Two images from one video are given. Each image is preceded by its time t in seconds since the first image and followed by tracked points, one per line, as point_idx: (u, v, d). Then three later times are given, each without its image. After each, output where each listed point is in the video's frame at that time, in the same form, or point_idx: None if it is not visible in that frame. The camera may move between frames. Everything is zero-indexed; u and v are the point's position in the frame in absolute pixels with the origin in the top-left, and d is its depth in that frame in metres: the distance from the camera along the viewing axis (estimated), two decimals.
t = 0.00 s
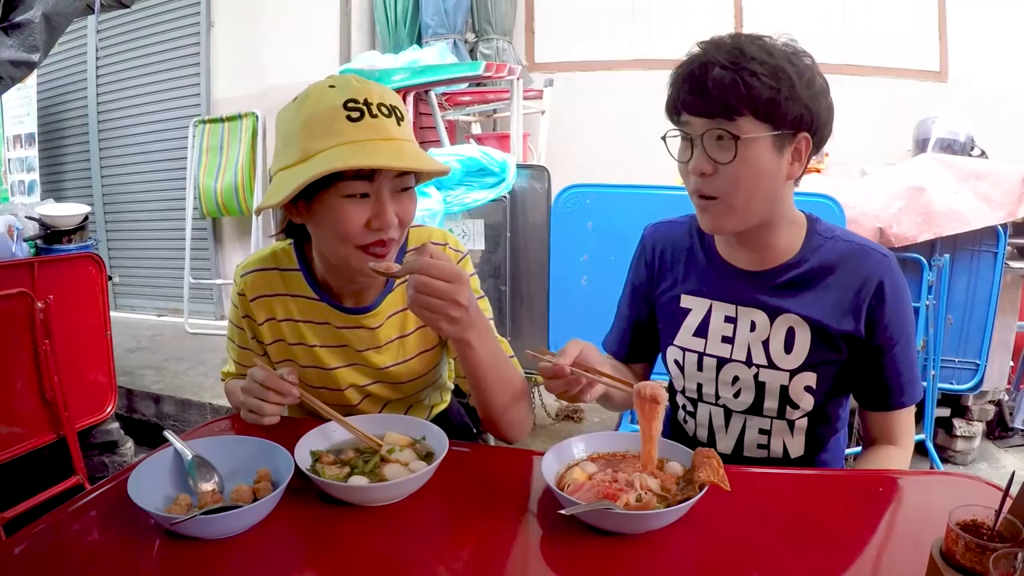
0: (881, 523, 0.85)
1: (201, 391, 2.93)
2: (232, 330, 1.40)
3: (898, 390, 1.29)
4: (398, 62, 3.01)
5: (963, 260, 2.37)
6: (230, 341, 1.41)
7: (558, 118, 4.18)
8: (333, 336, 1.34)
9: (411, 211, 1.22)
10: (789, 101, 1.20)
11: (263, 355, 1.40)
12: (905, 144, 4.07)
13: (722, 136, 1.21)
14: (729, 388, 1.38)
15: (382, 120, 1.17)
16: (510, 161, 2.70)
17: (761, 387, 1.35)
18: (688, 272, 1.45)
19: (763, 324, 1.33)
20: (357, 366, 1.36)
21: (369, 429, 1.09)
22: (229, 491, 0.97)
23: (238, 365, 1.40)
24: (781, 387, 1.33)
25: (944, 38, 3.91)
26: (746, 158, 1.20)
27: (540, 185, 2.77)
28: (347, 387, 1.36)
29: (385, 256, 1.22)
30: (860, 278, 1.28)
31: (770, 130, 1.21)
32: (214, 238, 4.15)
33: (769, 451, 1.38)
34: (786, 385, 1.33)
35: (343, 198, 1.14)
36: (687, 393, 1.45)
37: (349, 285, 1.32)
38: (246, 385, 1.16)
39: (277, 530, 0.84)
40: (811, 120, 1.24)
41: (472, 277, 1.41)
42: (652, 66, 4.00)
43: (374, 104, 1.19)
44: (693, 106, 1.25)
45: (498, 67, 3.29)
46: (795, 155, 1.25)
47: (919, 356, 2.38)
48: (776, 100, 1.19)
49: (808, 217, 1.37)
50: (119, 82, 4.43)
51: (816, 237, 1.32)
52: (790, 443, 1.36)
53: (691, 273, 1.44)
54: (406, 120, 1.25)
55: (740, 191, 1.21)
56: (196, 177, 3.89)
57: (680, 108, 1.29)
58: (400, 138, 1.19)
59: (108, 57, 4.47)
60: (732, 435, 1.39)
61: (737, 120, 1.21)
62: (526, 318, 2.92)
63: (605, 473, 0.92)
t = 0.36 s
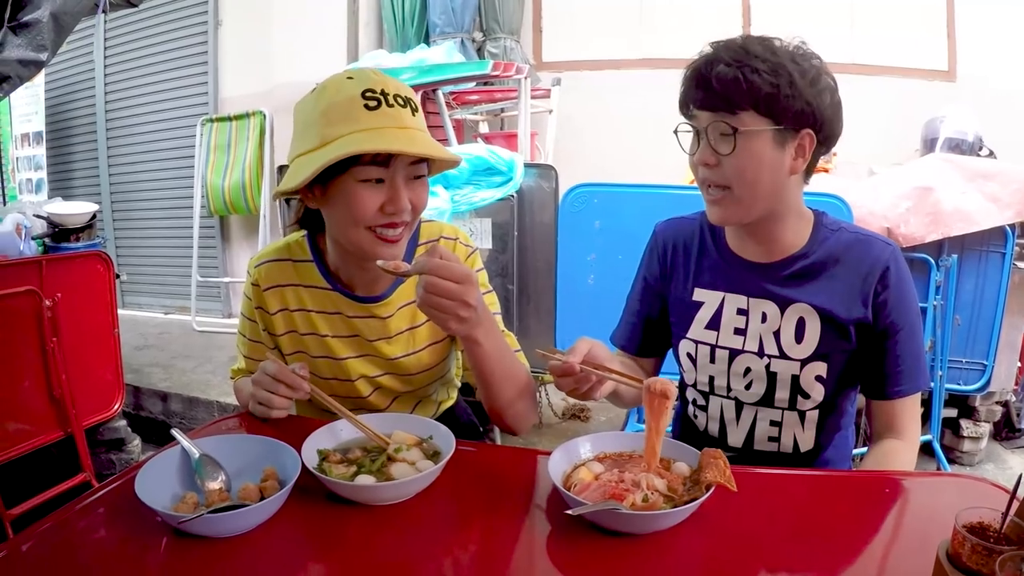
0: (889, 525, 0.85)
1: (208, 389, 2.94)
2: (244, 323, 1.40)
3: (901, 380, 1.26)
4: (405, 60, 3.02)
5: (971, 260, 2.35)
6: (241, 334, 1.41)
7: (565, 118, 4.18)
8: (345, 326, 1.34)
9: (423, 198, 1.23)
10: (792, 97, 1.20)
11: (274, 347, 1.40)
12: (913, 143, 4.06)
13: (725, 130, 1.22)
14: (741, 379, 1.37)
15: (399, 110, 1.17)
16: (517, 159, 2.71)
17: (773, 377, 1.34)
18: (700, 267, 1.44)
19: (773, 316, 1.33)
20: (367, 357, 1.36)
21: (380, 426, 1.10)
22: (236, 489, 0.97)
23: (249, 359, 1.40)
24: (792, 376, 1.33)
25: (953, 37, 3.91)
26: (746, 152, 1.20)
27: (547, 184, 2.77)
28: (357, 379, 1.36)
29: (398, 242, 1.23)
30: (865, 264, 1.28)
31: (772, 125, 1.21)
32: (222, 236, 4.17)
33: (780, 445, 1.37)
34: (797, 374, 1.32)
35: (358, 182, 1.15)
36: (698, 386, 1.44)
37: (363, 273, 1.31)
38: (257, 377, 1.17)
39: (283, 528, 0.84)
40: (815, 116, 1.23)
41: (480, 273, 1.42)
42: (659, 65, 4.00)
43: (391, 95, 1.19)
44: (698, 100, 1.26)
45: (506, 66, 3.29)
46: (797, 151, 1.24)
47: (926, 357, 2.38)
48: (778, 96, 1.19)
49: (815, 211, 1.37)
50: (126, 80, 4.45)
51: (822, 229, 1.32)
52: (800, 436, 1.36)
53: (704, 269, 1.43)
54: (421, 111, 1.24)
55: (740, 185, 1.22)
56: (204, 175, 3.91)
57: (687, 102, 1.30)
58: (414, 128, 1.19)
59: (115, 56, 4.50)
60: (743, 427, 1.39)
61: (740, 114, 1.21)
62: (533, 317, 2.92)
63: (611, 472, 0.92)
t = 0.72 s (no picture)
0: (893, 518, 0.85)
1: (215, 382, 2.96)
2: (256, 315, 1.41)
3: (907, 370, 1.26)
4: (411, 54, 3.02)
5: (977, 255, 2.35)
6: (253, 327, 1.42)
7: (572, 112, 4.19)
8: (357, 315, 1.35)
9: (431, 173, 1.24)
10: (797, 93, 1.19)
11: (285, 339, 1.41)
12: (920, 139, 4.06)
13: (731, 126, 1.22)
14: (748, 370, 1.37)
15: (401, 90, 1.18)
16: (524, 153, 2.72)
17: (779, 367, 1.34)
18: (711, 258, 1.45)
19: (781, 307, 1.33)
20: (378, 347, 1.37)
21: (389, 418, 1.10)
22: (246, 481, 0.98)
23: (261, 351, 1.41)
24: (798, 366, 1.33)
25: (961, 32, 3.90)
26: (752, 149, 1.20)
27: (554, 177, 2.78)
28: (368, 368, 1.36)
29: (410, 218, 1.24)
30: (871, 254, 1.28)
31: (777, 121, 1.21)
32: (228, 230, 4.19)
33: (785, 436, 1.38)
34: (803, 364, 1.32)
35: (369, 159, 1.18)
36: (705, 375, 1.44)
37: (376, 265, 1.32)
38: (268, 370, 1.18)
39: (292, 520, 0.85)
40: (821, 111, 1.22)
41: (491, 265, 1.43)
42: (665, 59, 3.99)
43: (395, 78, 1.20)
44: (704, 97, 1.26)
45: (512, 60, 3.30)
46: (803, 145, 1.23)
47: (931, 352, 2.38)
48: (782, 92, 1.19)
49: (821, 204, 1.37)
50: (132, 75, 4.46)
51: (830, 221, 1.32)
52: (805, 427, 1.36)
53: (714, 260, 1.44)
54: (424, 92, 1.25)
55: (746, 181, 1.22)
56: (210, 169, 3.92)
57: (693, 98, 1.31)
58: (418, 106, 1.21)
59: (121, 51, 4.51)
60: (749, 418, 1.39)
61: (745, 111, 1.21)
62: (539, 311, 2.92)
63: (619, 465, 0.93)
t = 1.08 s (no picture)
0: (895, 518, 0.85)
1: (218, 381, 2.96)
2: (261, 316, 1.41)
3: (910, 344, 1.23)
4: (414, 54, 3.02)
5: (979, 255, 2.34)
6: (258, 328, 1.42)
7: (575, 112, 4.19)
8: (363, 317, 1.35)
9: (428, 162, 1.24)
10: (811, 86, 1.21)
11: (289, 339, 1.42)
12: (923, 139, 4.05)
13: (751, 121, 1.22)
14: (751, 353, 1.37)
15: (394, 83, 1.19)
16: (527, 153, 2.72)
17: (782, 351, 1.34)
18: (715, 245, 1.45)
19: (782, 290, 1.33)
20: (384, 349, 1.37)
21: (393, 417, 1.11)
22: (251, 480, 0.99)
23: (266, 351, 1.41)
24: (799, 349, 1.33)
25: (964, 32, 3.90)
26: (773, 144, 1.21)
27: (558, 177, 2.78)
28: (374, 370, 1.37)
29: (408, 209, 1.23)
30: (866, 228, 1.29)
31: (793, 113, 1.22)
32: (232, 230, 4.20)
33: (789, 418, 1.39)
34: (805, 347, 1.32)
35: (363, 148, 1.19)
36: (708, 359, 1.44)
37: (379, 266, 1.32)
38: (273, 370, 1.18)
39: (294, 519, 0.85)
40: (830, 103, 1.25)
41: (495, 269, 1.42)
42: (668, 59, 3.99)
43: (388, 74, 1.21)
44: (718, 92, 1.25)
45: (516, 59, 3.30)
46: (812, 134, 1.26)
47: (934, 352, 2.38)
48: (799, 86, 1.20)
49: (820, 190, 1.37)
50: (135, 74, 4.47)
51: (826, 203, 1.33)
52: (810, 410, 1.37)
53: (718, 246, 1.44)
54: (420, 88, 1.25)
55: (767, 176, 1.22)
56: (213, 168, 3.94)
57: (701, 93, 1.29)
58: (412, 98, 1.21)
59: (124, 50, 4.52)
60: (753, 401, 1.40)
61: (764, 105, 1.21)
62: (542, 310, 2.92)
63: (621, 464, 0.93)
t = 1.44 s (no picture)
0: (893, 518, 0.85)
1: (219, 382, 2.97)
2: (260, 321, 1.41)
3: (861, 303, 1.17)
4: (415, 54, 3.02)
5: (980, 255, 2.34)
6: (258, 332, 1.43)
7: (575, 113, 4.19)
8: (362, 322, 1.36)
9: (415, 199, 1.21)
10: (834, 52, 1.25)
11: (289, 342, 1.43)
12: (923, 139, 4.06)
13: (790, 79, 1.21)
14: (727, 305, 1.35)
15: (380, 110, 1.15)
16: (527, 153, 2.72)
17: (750, 304, 1.32)
18: (698, 199, 1.44)
19: (756, 239, 1.32)
20: (384, 355, 1.38)
21: (390, 417, 1.11)
22: (251, 480, 0.99)
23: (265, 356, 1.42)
24: (764, 301, 1.30)
25: (964, 32, 3.90)
26: (811, 103, 1.22)
27: (557, 177, 2.77)
28: (375, 375, 1.38)
29: (393, 245, 1.24)
30: (853, 187, 1.25)
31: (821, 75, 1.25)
32: (233, 230, 4.21)
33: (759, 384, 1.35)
34: (770, 299, 1.29)
35: (345, 187, 1.18)
36: (682, 315, 1.43)
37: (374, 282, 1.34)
38: (271, 374, 1.19)
39: (293, 519, 0.85)
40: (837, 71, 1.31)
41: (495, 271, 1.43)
42: (668, 59, 3.99)
43: (377, 95, 1.17)
44: (755, 51, 1.22)
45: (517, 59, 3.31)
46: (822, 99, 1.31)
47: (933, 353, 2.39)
48: (827, 50, 1.23)
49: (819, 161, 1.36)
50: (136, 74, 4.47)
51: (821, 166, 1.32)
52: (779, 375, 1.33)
53: (701, 200, 1.44)
54: (414, 109, 1.20)
55: (800, 133, 1.24)
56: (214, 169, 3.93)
57: (730, 52, 1.26)
58: (401, 127, 1.16)
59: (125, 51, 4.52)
60: (725, 361, 1.38)
61: (801, 64, 1.21)
62: (542, 309, 2.91)
63: (620, 465, 0.93)
